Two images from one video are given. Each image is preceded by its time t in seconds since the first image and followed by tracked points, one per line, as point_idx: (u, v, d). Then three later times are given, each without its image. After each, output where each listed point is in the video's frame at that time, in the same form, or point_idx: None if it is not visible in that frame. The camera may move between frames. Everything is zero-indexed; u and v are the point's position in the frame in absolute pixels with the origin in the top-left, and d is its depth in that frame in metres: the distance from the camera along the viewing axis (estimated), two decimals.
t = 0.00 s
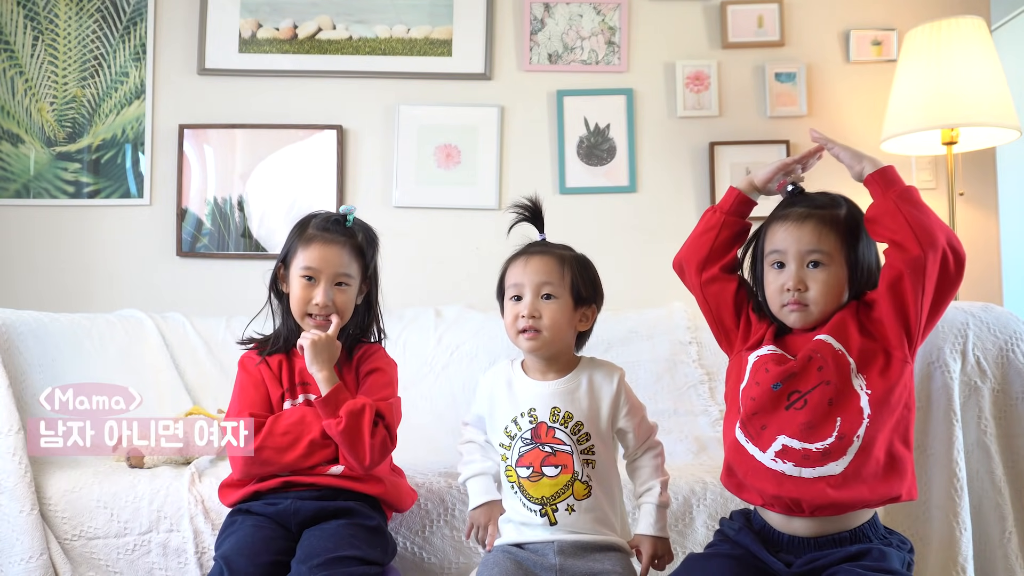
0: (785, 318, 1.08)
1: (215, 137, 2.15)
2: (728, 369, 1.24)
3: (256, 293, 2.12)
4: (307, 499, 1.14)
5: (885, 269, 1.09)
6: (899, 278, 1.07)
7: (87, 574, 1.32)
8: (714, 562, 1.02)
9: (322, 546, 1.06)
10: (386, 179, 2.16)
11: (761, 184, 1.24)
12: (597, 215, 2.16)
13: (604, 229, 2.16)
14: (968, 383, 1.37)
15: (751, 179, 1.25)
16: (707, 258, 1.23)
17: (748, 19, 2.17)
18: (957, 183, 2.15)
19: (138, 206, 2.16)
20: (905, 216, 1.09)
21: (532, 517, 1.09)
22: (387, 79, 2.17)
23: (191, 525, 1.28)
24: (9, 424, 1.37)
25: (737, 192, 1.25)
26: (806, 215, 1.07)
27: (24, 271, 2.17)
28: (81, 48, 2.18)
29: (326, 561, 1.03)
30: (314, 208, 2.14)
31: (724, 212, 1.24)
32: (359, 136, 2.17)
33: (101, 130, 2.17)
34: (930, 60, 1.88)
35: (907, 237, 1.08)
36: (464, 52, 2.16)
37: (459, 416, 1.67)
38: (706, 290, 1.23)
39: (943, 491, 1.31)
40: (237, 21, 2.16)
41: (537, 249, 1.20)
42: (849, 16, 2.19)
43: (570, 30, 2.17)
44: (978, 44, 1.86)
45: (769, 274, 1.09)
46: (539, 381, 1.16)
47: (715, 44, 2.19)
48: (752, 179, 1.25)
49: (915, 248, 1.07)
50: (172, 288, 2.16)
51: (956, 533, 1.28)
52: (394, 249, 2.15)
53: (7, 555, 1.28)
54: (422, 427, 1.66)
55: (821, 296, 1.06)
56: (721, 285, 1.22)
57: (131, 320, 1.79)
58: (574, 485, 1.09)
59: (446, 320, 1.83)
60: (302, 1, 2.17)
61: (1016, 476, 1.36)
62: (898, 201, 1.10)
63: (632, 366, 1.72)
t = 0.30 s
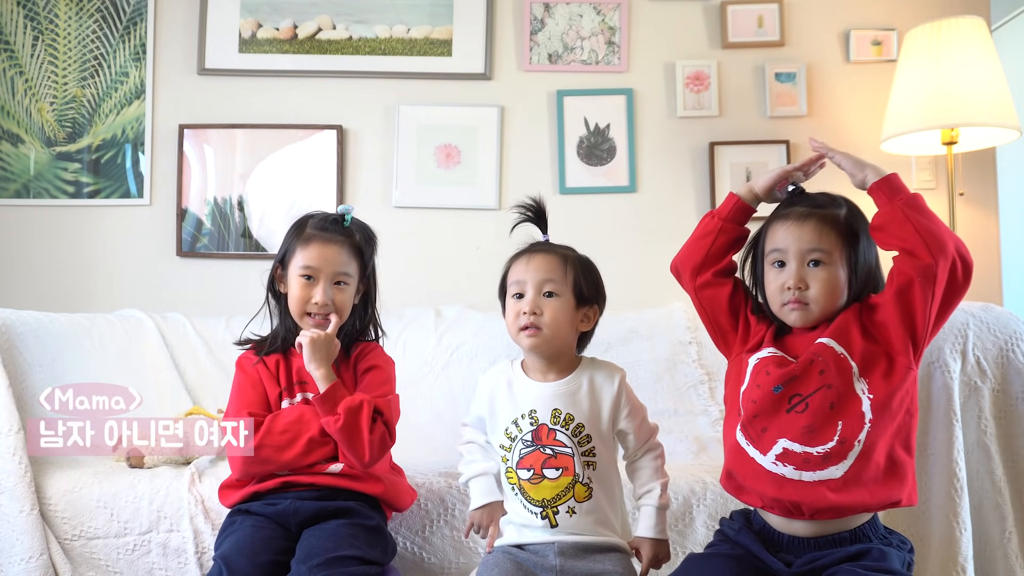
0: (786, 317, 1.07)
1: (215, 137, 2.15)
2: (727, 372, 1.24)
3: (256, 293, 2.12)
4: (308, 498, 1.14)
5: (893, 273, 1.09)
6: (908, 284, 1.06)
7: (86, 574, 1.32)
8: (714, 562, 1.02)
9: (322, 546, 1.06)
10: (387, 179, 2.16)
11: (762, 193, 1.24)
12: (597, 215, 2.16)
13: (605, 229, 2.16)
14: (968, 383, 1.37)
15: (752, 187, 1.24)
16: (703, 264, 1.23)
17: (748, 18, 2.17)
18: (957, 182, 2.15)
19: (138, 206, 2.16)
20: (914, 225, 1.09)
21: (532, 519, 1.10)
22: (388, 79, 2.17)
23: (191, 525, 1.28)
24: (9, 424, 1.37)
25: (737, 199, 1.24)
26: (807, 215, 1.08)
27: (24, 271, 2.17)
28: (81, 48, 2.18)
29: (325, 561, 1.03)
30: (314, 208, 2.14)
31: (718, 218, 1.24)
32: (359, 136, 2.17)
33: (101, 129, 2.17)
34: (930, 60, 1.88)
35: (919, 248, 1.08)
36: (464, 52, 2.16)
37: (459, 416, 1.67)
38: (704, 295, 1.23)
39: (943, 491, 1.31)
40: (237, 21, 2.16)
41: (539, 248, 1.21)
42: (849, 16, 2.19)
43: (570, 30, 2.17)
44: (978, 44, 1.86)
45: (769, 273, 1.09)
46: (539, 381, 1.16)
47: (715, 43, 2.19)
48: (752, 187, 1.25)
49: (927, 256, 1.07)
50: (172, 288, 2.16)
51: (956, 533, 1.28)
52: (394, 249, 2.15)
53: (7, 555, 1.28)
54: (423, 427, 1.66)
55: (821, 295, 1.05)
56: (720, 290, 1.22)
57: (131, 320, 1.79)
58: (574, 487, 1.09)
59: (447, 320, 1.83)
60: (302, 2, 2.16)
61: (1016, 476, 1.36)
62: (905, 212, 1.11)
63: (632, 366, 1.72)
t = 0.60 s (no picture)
0: (768, 339, 1.11)
1: (215, 137, 2.15)
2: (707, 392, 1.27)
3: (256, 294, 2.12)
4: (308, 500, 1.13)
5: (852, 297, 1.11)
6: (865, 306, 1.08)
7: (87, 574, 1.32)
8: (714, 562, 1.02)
9: (322, 546, 1.06)
10: (387, 179, 2.16)
11: (708, 218, 1.23)
12: (597, 215, 2.16)
13: (604, 229, 2.16)
14: (967, 383, 1.37)
15: (694, 216, 1.23)
16: (675, 300, 1.25)
17: (748, 18, 2.17)
18: (957, 182, 2.16)
19: (138, 206, 2.16)
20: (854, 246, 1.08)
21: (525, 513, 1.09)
22: (388, 79, 2.17)
23: (191, 525, 1.28)
24: (9, 424, 1.37)
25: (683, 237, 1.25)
26: (781, 242, 1.11)
27: (24, 271, 2.17)
28: (80, 48, 2.18)
29: (325, 561, 1.03)
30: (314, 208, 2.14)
31: (678, 255, 1.25)
32: (359, 136, 2.17)
33: (101, 129, 2.17)
34: (930, 60, 1.88)
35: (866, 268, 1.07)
36: (464, 52, 2.16)
37: (460, 416, 1.67)
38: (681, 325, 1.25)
39: (943, 491, 1.31)
40: (237, 21, 2.16)
41: (553, 245, 1.21)
42: (849, 16, 2.19)
43: (570, 30, 2.17)
44: (978, 44, 1.86)
45: (747, 299, 1.12)
46: (547, 380, 1.18)
47: (715, 43, 2.19)
48: (695, 217, 1.23)
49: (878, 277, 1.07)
50: (172, 288, 2.15)
51: (956, 533, 1.28)
52: (394, 249, 2.15)
53: (7, 556, 1.28)
54: (423, 427, 1.66)
55: (801, 318, 1.09)
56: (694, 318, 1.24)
57: (131, 320, 1.79)
58: (571, 482, 1.10)
59: (447, 320, 1.83)
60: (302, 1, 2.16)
61: (1016, 476, 1.35)
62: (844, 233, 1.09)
63: (633, 366, 1.72)
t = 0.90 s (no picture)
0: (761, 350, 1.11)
1: (215, 137, 2.15)
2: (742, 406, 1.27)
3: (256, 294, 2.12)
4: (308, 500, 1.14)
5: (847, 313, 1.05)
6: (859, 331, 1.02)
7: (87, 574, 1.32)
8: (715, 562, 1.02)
9: (322, 546, 1.06)
10: (387, 179, 2.16)
11: (706, 244, 1.22)
12: (596, 215, 2.16)
13: (604, 229, 2.16)
14: (967, 383, 1.37)
15: (693, 243, 1.22)
16: (689, 323, 1.25)
17: (748, 19, 2.17)
18: (957, 182, 2.15)
19: (138, 206, 2.16)
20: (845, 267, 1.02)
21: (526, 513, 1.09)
22: (388, 79, 2.17)
23: (191, 525, 1.28)
24: (9, 424, 1.37)
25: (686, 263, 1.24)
26: (755, 254, 1.09)
27: (24, 271, 2.17)
28: (81, 48, 2.18)
29: (325, 561, 1.03)
30: (314, 208, 2.14)
31: (684, 281, 1.25)
32: (359, 136, 2.17)
33: (101, 130, 2.17)
34: (930, 60, 1.88)
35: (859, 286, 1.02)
36: (464, 51, 2.16)
37: (459, 416, 1.67)
38: (700, 346, 1.25)
39: (943, 491, 1.31)
40: (237, 21, 2.16)
41: (547, 246, 1.21)
42: (849, 16, 2.19)
43: (570, 30, 2.17)
44: (978, 44, 1.86)
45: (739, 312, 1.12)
46: (543, 379, 1.18)
47: (715, 43, 2.19)
48: (694, 244, 1.23)
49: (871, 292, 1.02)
50: (171, 287, 2.15)
51: (956, 533, 1.28)
52: (394, 249, 2.15)
53: (7, 556, 1.28)
54: (423, 427, 1.66)
55: (785, 329, 1.07)
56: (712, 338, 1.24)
57: (131, 320, 1.79)
58: (568, 480, 1.10)
59: (447, 320, 1.83)
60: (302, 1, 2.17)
61: (1016, 476, 1.35)
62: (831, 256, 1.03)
63: (633, 366, 1.72)
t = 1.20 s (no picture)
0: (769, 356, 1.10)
1: (215, 137, 2.15)
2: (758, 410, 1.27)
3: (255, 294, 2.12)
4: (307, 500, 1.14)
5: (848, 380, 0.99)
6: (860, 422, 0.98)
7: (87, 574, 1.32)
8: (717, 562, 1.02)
9: (321, 546, 1.06)
10: (387, 179, 2.16)
11: (722, 250, 1.25)
12: (596, 215, 2.16)
13: (604, 229, 2.16)
14: (967, 383, 1.37)
15: (710, 249, 1.25)
16: (701, 326, 1.27)
17: (748, 19, 2.17)
18: (957, 182, 2.15)
19: (138, 206, 2.16)
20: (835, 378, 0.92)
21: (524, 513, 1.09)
22: (388, 79, 2.17)
23: (191, 525, 1.28)
24: (9, 424, 1.37)
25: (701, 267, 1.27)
26: (761, 257, 1.08)
27: (24, 271, 2.17)
28: (80, 48, 2.18)
29: (325, 561, 1.03)
30: (314, 208, 2.14)
31: (700, 285, 1.27)
32: (359, 136, 2.17)
33: (101, 129, 2.17)
34: (930, 61, 1.88)
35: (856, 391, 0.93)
36: (464, 52, 2.16)
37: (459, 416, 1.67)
38: (709, 350, 1.27)
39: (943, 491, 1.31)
40: (237, 21, 2.16)
41: (541, 247, 1.21)
42: (849, 16, 2.19)
43: (570, 30, 2.17)
44: (978, 44, 1.86)
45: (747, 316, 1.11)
46: (538, 379, 1.18)
47: (715, 44, 2.19)
48: (709, 249, 1.26)
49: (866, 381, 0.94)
50: (171, 287, 2.15)
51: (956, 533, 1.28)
52: (394, 249, 2.15)
53: (7, 556, 1.28)
54: (423, 427, 1.66)
55: (788, 334, 1.05)
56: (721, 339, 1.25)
57: (131, 320, 1.79)
58: (565, 480, 1.10)
59: (447, 320, 1.83)
60: (302, 2, 2.17)
61: (1016, 476, 1.35)
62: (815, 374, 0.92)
63: (633, 366, 1.72)
